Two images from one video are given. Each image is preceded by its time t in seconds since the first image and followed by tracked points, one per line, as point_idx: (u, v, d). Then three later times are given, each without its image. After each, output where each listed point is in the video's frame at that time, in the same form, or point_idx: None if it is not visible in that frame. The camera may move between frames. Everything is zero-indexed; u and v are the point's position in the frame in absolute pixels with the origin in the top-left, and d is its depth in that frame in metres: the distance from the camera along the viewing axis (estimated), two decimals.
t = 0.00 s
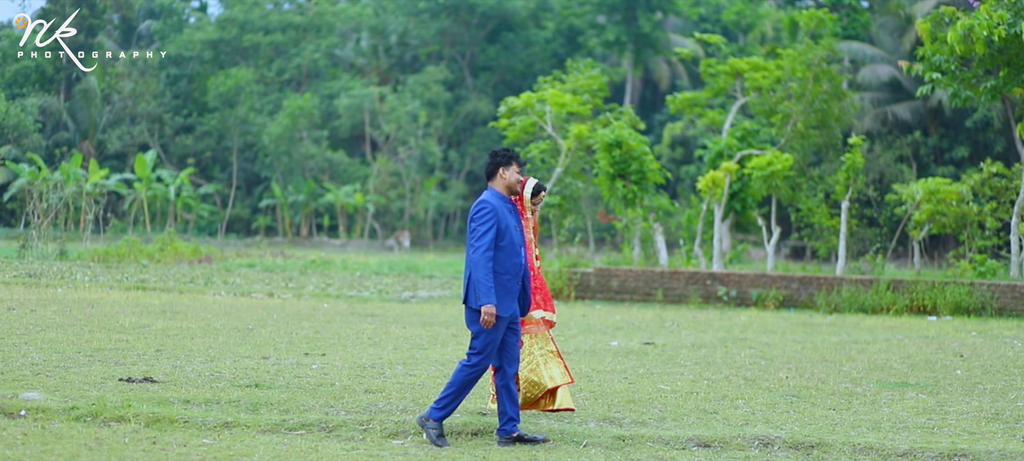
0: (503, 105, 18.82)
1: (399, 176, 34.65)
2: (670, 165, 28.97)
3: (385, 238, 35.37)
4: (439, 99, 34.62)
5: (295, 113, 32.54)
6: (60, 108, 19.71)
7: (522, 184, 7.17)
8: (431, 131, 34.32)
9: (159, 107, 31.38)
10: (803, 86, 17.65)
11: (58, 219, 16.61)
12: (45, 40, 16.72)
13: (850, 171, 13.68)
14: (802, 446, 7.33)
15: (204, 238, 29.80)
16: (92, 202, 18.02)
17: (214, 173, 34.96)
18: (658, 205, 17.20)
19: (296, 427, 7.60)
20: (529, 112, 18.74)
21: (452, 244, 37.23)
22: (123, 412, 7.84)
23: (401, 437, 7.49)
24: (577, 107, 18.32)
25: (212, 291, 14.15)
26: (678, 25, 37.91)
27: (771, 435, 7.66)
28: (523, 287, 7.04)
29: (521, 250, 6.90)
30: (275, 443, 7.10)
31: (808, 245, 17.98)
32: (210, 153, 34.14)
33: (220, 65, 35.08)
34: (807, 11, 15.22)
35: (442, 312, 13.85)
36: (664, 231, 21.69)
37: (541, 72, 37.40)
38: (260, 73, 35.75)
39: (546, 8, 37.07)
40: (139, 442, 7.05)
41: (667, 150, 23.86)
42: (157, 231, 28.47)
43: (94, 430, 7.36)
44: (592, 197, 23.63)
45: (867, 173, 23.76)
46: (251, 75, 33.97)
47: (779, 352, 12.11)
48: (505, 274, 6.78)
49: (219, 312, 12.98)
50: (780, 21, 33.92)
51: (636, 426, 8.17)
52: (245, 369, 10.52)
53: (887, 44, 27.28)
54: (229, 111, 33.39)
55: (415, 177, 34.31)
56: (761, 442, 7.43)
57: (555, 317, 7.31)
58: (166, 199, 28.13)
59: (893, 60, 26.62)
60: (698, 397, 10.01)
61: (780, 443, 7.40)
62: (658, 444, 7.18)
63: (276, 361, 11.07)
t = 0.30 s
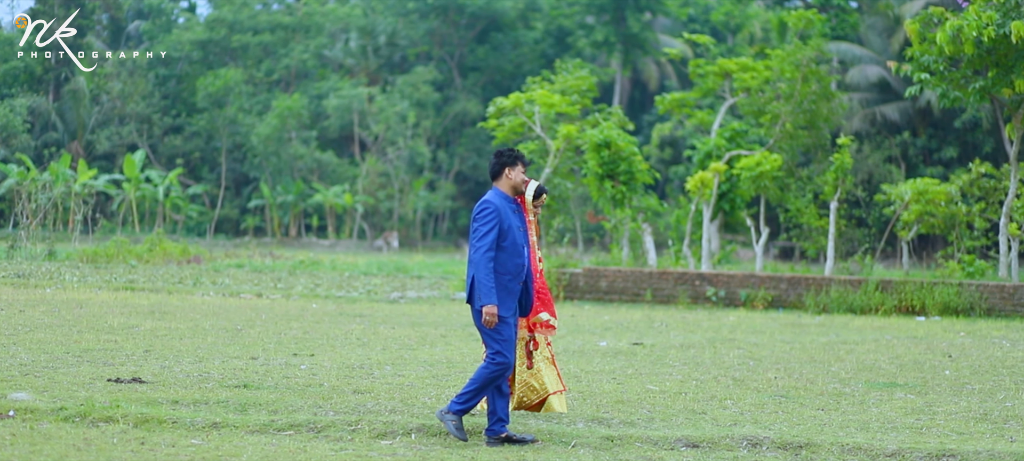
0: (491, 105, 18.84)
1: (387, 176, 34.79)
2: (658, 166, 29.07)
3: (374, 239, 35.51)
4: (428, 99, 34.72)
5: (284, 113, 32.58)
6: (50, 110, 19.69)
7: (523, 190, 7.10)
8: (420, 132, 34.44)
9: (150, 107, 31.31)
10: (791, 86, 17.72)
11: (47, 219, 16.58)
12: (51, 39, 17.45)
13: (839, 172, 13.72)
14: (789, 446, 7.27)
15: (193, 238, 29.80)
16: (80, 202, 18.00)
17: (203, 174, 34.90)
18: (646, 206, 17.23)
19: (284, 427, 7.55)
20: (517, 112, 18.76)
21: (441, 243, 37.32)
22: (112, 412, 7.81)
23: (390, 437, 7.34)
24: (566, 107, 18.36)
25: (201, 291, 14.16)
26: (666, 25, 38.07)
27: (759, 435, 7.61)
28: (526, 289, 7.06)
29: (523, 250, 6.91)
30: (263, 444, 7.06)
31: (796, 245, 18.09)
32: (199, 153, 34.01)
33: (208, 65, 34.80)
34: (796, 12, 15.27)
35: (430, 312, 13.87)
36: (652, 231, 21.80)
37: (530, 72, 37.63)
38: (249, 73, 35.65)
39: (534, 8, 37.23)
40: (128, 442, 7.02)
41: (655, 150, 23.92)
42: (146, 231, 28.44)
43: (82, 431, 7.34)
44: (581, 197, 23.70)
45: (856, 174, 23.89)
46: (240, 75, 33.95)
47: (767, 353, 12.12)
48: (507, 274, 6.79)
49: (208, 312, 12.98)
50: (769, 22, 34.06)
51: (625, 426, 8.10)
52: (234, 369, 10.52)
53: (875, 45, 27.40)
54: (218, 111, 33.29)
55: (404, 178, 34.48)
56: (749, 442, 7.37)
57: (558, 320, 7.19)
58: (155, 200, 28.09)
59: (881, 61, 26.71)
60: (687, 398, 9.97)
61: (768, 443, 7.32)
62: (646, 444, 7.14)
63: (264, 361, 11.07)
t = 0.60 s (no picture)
0: (479, 105, 18.83)
1: (376, 177, 34.87)
2: (647, 166, 29.15)
3: (362, 239, 35.59)
4: (416, 99, 34.76)
5: (272, 113, 32.60)
6: (39, 110, 19.68)
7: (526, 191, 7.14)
8: (409, 132, 34.51)
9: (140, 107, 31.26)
10: (779, 86, 17.78)
11: (35, 219, 16.59)
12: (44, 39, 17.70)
13: (828, 172, 13.75)
14: (778, 446, 7.19)
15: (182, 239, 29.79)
16: (68, 202, 18.00)
17: (192, 174, 34.82)
18: (635, 206, 17.26)
19: (272, 427, 7.52)
20: (506, 112, 18.77)
21: (430, 243, 37.37)
22: (100, 412, 7.76)
23: (378, 437, 7.28)
24: (554, 107, 18.38)
25: (189, 291, 14.17)
26: (655, 25, 38.18)
27: (747, 435, 7.55)
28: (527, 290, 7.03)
29: (523, 251, 6.88)
30: (251, 444, 7.04)
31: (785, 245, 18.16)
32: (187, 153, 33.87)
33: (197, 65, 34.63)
34: (784, 12, 15.32)
35: (419, 312, 13.88)
36: (641, 231, 21.87)
37: (518, 72, 37.83)
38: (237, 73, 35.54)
39: (523, 8, 37.32)
40: (116, 443, 7.00)
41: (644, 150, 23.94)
42: (135, 231, 28.39)
43: (71, 431, 7.31)
44: (570, 197, 23.73)
45: (844, 173, 23.98)
46: (229, 75, 33.92)
47: (756, 352, 12.12)
48: (507, 275, 6.76)
49: (196, 312, 12.98)
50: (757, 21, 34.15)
51: (613, 426, 8.03)
52: (222, 369, 10.51)
53: (864, 44, 27.49)
54: (207, 112, 33.20)
55: (392, 178, 34.60)
56: (737, 442, 7.31)
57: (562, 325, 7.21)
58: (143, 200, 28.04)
59: (870, 61, 26.78)
60: (675, 397, 9.92)
61: (757, 443, 7.24)
62: (634, 444, 7.11)
63: (252, 361, 11.05)
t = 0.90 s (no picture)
0: (468, 104, 18.81)
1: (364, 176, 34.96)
2: (636, 165, 29.23)
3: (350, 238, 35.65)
4: (405, 98, 34.82)
5: (260, 112, 32.63)
6: (27, 109, 19.64)
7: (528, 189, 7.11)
8: (397, 131, 34.59)
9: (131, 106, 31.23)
10: (767, 85, 17.83)
11: (23, 219, 16.58)
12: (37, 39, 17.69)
13: (816, 171, 13.77)
14: (766, 445, 7.12)
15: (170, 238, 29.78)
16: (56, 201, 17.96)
17: (181, 173, 34.75)
18: (624, 205, 17.29)
19: (260, 427, 7.49)
20: (494, 111, 18.76)
21: (418, 243, 37.41)
22: (89, 411, 7.73)
23: (367, 437, 7.27)
24: (543, 106, 18.40)
25: (178, 291, 14.17)
26: (643, 24, 38.26)
27: (736, 434, 7.49)
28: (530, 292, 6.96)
29: (526, 254, 6.80)
30: (239, 444, 7.02)
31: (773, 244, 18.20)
32: (177, 153, 33.64)
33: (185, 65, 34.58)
34: (773, 11, 15.34)
35: (408, 312, 13.87)
36: (630, 230, 21.93)
37: (506, 72, 37.95)
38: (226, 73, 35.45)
39: (511, 7, 37.39)
40: (105, 442, 6.98)
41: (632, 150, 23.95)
42: (124, 230, 28.34)
43: (59, 431, 7.28)
44: (560, 196, 23.76)
45: (833, 173, 24.04)
46: (217, 74, 33.91)
47: (744, 351, 12.13)
48: (509, 277, 6.69)
49: (185, 312, 12.99)
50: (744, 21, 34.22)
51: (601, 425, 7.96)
52: (210, 368, 10.50)
53: (852, 44, 27.55)
54: (195, 111, 33.12)
55: (380, 177, 34.71)
56: (726, 441, 7.24)
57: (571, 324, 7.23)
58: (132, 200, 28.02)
59: (858, 60, 26.81)
60: (663, 396, 9.86)
61: (745, 442, 7.16)
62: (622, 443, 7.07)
63: (241, 361, 11.02)
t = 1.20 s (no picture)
0: (457, 103, 18.79)
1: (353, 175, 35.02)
2: (625, 164, 29.29)
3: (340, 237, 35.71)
4: (394, 97, 34.86)
5: (249, 111, 32.67)
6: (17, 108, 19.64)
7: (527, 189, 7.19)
8: (387, 130, 34.65)
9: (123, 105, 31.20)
10: (756, 84, 17.91)
11: (12, 217, 16.57)
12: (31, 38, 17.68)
13: (804, 169, 13.80)
14: (754, 442, 7.02)
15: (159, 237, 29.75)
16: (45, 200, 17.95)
17: (171, 172, 34.71)
18: (613, 204, 17.33)
19: (250, 426, 7.46)
20: (484, 110, 18.73)
21: (408, 242, 37.47)
22: (77, 411, 7.70)
23: (355, 435, 7.26)
24: (532, 105, 18.42)
25: (166, 290, 14.17)
26: (632, 23, 38.35)
27: (724, 431, 7.40)
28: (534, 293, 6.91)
29: (531, 255, 6.75)
30: (228, 443, 7.00)
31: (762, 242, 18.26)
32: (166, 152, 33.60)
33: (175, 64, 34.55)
34: (762, 9, 15.39)
35: (396, 310, 13.87)
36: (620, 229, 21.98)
37: (495, 70, 37.92)
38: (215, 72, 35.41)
39: (500, 6, 37.47)
40: (93, 441, 6.96)
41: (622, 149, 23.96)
42: (115, 229, 28.29)
43: (48, 429, 7.26)
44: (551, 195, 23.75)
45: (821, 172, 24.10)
46: (206, 73, 33.89)
47: (733, 349, 12.13)
48: (514, 280, 6.64)
49: (174, 311, 12.98)
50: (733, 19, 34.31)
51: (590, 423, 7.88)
52: (198, 367, 10.49)
53: (841, 42, 27.63)
54: (185, 110, 33.06)
55: (369, 176, 34.84)
56: (714, 439, 7.13)
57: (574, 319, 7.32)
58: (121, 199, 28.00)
59: (847, 58, 26.84)
60: (651, 395, 9.79)
61: (732, 439, 7.07)
62: (612, 442, 7.00)
63: (230, 359, 10.99)
